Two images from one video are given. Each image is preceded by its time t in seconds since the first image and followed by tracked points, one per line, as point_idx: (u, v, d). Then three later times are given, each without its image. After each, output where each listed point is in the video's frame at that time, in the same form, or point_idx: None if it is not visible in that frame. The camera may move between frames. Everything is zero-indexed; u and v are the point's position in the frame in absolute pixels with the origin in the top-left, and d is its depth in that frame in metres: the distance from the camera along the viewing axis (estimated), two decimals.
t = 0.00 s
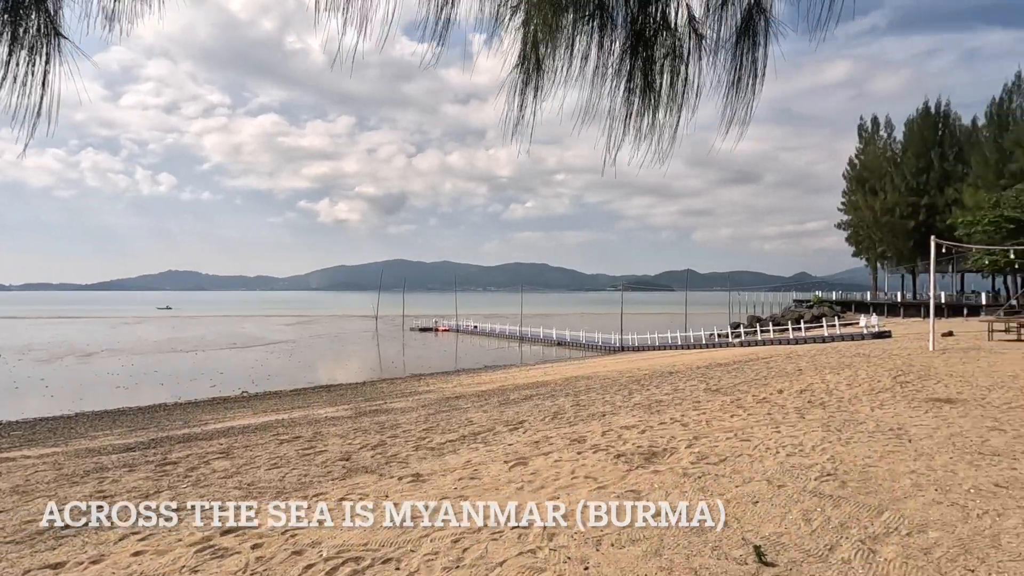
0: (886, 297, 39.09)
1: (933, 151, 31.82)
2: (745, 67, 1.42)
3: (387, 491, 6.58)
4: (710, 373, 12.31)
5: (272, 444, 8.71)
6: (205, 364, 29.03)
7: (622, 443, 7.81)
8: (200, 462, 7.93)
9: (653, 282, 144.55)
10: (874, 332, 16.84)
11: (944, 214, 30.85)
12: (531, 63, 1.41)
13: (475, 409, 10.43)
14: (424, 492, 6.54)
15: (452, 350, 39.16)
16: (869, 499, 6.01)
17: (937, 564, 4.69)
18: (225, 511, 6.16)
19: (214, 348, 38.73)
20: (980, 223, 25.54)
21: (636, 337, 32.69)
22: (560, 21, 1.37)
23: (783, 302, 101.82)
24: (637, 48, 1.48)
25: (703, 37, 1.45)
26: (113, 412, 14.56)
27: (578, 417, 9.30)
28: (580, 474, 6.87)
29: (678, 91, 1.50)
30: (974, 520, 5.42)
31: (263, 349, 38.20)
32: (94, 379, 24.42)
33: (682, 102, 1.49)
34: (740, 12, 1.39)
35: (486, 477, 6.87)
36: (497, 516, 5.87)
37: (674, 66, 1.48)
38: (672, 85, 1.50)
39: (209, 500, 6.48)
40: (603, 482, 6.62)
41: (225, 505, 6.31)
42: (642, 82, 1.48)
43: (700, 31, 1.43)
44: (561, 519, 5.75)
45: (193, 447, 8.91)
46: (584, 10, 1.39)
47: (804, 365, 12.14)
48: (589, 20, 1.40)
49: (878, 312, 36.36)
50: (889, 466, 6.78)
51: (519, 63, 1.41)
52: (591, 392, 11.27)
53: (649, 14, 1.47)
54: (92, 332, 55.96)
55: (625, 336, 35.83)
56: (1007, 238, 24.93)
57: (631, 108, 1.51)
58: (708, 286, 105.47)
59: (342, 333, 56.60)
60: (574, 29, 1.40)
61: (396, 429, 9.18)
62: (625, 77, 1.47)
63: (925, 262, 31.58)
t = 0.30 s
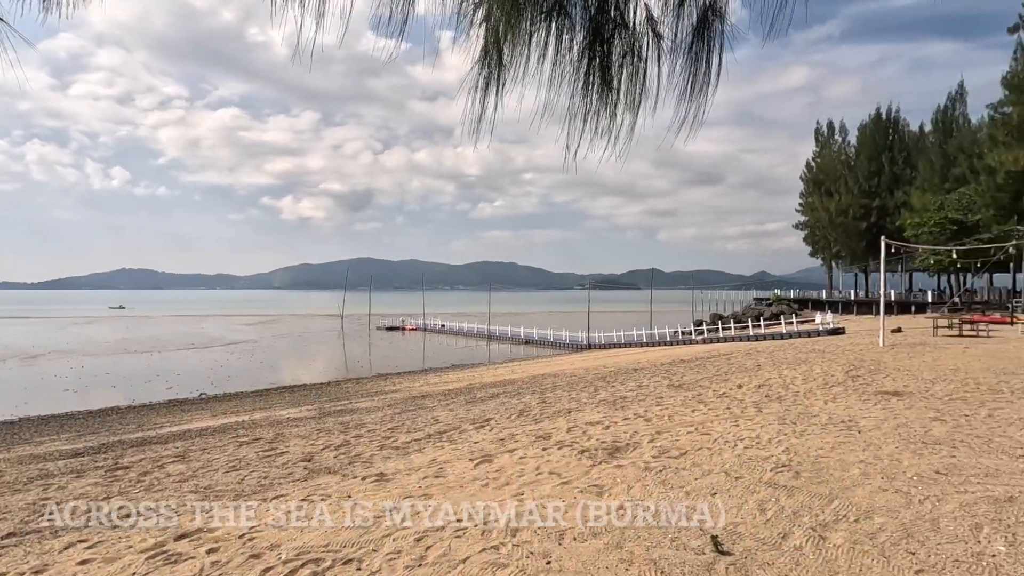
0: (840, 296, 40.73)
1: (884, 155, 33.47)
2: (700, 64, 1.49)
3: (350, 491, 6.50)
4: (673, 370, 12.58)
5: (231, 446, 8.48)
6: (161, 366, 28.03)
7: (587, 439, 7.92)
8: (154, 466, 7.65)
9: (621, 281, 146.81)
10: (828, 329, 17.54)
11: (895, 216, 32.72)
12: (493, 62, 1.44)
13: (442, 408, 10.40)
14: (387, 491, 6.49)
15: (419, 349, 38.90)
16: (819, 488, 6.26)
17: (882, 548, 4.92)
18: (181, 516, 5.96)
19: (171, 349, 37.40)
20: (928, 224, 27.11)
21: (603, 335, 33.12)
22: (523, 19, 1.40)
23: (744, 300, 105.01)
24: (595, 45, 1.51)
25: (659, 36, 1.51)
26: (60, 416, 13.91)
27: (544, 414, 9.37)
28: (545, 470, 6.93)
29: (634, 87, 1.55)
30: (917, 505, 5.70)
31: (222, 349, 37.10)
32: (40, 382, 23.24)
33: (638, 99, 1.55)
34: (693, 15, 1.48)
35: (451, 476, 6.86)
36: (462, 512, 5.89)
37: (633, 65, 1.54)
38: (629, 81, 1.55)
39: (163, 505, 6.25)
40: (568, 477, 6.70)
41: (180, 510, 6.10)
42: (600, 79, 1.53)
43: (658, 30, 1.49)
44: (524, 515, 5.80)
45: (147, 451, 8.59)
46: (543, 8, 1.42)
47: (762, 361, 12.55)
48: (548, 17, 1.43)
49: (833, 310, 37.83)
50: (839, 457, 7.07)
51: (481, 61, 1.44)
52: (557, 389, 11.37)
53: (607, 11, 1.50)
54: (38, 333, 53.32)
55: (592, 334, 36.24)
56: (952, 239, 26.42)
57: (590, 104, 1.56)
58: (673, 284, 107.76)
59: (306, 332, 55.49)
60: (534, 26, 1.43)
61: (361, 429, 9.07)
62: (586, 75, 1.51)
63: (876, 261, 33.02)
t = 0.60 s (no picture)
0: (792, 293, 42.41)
1: (831, 159, 35.11)
2: (650, 62, 1.52)
3: (303, 492, 6.36)
4: (632, 366, 12.84)
5: (178, 450, 8.16)
6: (103, 367, 26.69)
7: (546, 435, 7.98)
8: (94, 473, 7.28)
9: (584, 279, 148.82)
10: (779, 325, 18.24)
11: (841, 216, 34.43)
12: (447, 53, 1.45)
13: (402, 406, 10.29)
14: (343, 491, 6.38)
15: (379, 347, 38.39)
16: (768, 478, 6.50)
17: (824, 533, 5.16)
18: (123, 523, 5.70)
19: (114, 349, 35.67)
20: (871, 224, 28.56)
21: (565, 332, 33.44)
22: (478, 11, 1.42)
23: (701, 297, 108.12)
24: (547, 38, 1.52)
25: (611, 34, 1.53)
26: None
27: (504, 411, 9.39)
28: (504, 466, 6.97)
29: (588, 80, 1.56)
30: (857, 491, 6.00)
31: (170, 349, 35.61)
32: None
33: (590, 94, 1.56)
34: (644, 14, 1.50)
35: (409, 474, 6.80)
36: (420, 510, 5.86)
37: (586, 60, 1.55)
38: (582, 75, 1.56)
39: (104, 513, 5.96)
40: (526, 473, 6.75)
41: (121, 518, 5.81)
42: (554, 72, 1.53)
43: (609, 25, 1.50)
44: (480, 512, 5.81)
45: (86, 457, 8.16)
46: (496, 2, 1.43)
47: (717, 356, 12.95)
48: (501, 10, 1.44)
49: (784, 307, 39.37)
50: (785, 447, 7.37)
51: (435, 53, 1.44)
52: (518, 386, 11.42)
53: (560, 5, 1.51)
54: None
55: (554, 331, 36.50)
56: (893, 238, 28.01)
57: (544, 98, 1.56)
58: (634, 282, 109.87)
59: (262, 331, 53.94)
60: (486, 19, 1.44)
61: (317, 430, 8.88)
62: (536, 70, 1.52)
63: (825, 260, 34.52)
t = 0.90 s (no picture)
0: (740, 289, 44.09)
1: (776, 160, 36.68)
2: (599, 52, 1.50)
3: (247, 495, 6.15)
4: (586, 361, 13.01)
5: (112, 455, 7.73)
6: (28, 369, 24.97)
7: (500, 430, 8.00)
8: (16, 482, 6.80)
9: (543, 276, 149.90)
10: (726, 320, 18.90)
11: (784, 215, 36.16)
12: (392, 38, 1.37)
13: (354, 405, 10.09)
14: (289, 493, 6.19)
15: (332, 345, 37.56)
16: (713, 467, 6.72)
17: (764, 518, 5.38)
18: (46, 534, 5.34)
19: (42, 350, 33.46)
20: (812, 224, 29.90)
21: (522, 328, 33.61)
22: None
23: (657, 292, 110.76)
24: (494, 26, 1.48)
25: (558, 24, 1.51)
26: None
27: (459, 407, 9.34)
28: (456, 462, 6.93)
29: (534, 74, 1.54)
30: (796, 477, 6.28)
31: (105, 349, 33.72)
32: None
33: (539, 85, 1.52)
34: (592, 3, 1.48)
35: (359, 474, 6.67)
36: (370, 510, 5.75)
37: (534, 49, 1.51)
38: (529, 65, 1.52)
39: (26, 525, 5.57)
40: (479, 468, 6.75)
41: (45, 529, 5.45)
42: (501, 60, 1.49)
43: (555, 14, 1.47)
44: (431, 509, 5.76)
45: (7, 465, 7.61)
46: None
47: (668, 350, 13.30)
48: None
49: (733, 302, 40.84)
50: (730, 437, 7.64)
51: (379, 38, 1.37)
52: (473, 382, 11.39)
53: None
54: None
55: (511, 327, 36.61)
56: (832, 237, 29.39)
57: (490, 90, 1.52)
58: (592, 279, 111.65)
59: (208, 329, 51.82)
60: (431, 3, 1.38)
61: (264, 430, 8.59)
62: (484, 58, 1.48)
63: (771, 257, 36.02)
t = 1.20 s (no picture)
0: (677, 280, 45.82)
1: (710, 156, 38.27)
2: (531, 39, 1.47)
3: (167, 500, 5.80)
4: (528, 351, 13.14)
5: (12, 463, 7.09)
6: None
7: (439, 423, 7.94)
8: None
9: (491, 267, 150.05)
10: (663, 310, 19.59)
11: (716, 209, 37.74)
12: (316, 16, 1.27)
13: (288, 400, 9.74)
14: (214, 495, 5.90)
15: (268, 339, 36.16)
16: (646, 452, 6.94)
17: (694, 500, 5.61)
18: None
19: None
20: (743, 218, 31.23)
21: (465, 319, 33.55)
22: None
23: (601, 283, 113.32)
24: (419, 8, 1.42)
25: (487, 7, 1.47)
26: None
27: (399, 400, 9.19)
28: (393, 457, 6.81)
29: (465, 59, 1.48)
30: (723, 460, 6.60)
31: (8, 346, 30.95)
32: None
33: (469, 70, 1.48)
34: None
35: (291, 472, 6.44)
36: (300, 509, 5.56)
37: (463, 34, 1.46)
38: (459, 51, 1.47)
39: None
40: (417, 462, 6.67)
41: None
42: (428, 44, 1.43)
43: None
44: (365, 506, 5.63)
45: None
46: None
47: (607, 339, 13.65)
48: None
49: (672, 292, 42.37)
50: (664, 422, 7.93)
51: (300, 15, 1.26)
52: (414, 375, 11.26)
53: None
54: None
55: (456, 318, 36.44)
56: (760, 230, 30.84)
57: (418, 76, 1.45)
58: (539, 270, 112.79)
59: (128, 324, 48.50)
60: None
61: (188, 430, 8.14)
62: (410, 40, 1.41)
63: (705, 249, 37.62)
